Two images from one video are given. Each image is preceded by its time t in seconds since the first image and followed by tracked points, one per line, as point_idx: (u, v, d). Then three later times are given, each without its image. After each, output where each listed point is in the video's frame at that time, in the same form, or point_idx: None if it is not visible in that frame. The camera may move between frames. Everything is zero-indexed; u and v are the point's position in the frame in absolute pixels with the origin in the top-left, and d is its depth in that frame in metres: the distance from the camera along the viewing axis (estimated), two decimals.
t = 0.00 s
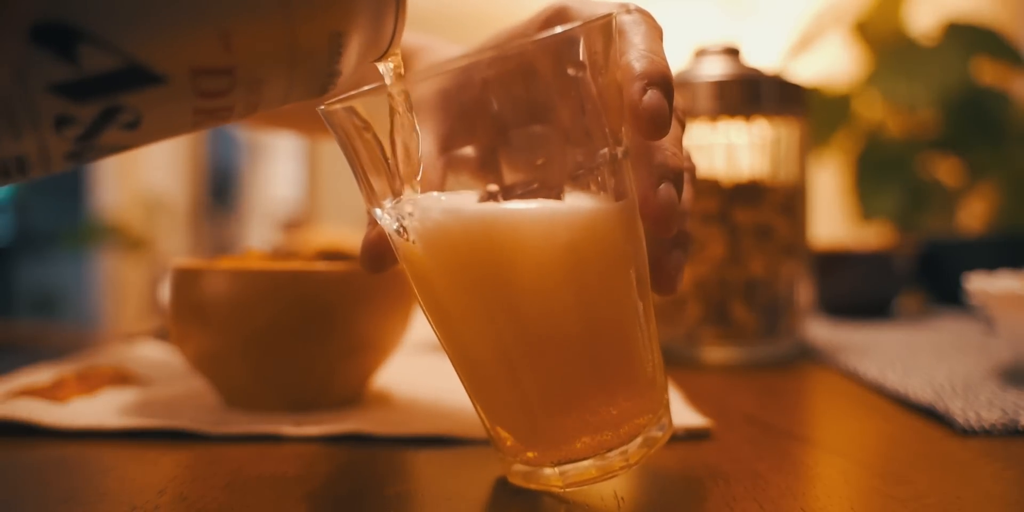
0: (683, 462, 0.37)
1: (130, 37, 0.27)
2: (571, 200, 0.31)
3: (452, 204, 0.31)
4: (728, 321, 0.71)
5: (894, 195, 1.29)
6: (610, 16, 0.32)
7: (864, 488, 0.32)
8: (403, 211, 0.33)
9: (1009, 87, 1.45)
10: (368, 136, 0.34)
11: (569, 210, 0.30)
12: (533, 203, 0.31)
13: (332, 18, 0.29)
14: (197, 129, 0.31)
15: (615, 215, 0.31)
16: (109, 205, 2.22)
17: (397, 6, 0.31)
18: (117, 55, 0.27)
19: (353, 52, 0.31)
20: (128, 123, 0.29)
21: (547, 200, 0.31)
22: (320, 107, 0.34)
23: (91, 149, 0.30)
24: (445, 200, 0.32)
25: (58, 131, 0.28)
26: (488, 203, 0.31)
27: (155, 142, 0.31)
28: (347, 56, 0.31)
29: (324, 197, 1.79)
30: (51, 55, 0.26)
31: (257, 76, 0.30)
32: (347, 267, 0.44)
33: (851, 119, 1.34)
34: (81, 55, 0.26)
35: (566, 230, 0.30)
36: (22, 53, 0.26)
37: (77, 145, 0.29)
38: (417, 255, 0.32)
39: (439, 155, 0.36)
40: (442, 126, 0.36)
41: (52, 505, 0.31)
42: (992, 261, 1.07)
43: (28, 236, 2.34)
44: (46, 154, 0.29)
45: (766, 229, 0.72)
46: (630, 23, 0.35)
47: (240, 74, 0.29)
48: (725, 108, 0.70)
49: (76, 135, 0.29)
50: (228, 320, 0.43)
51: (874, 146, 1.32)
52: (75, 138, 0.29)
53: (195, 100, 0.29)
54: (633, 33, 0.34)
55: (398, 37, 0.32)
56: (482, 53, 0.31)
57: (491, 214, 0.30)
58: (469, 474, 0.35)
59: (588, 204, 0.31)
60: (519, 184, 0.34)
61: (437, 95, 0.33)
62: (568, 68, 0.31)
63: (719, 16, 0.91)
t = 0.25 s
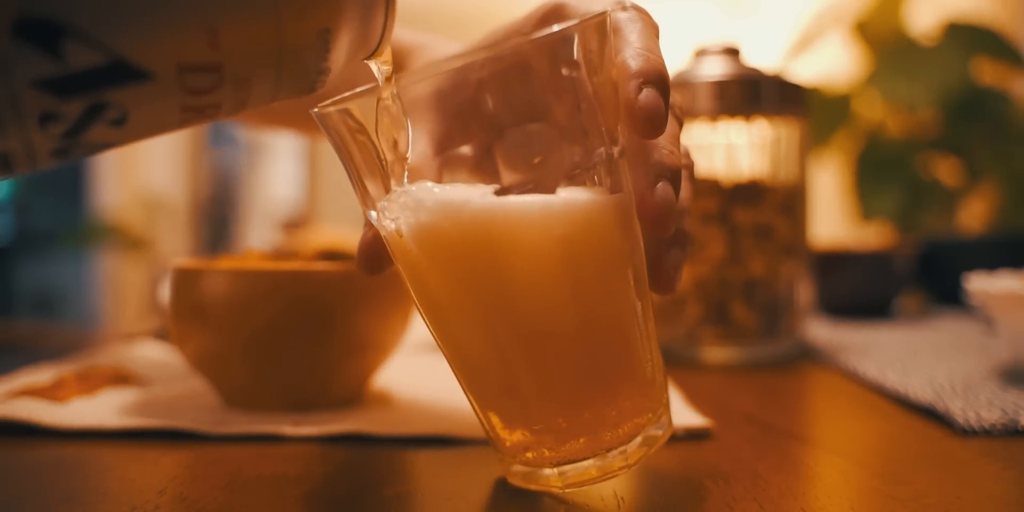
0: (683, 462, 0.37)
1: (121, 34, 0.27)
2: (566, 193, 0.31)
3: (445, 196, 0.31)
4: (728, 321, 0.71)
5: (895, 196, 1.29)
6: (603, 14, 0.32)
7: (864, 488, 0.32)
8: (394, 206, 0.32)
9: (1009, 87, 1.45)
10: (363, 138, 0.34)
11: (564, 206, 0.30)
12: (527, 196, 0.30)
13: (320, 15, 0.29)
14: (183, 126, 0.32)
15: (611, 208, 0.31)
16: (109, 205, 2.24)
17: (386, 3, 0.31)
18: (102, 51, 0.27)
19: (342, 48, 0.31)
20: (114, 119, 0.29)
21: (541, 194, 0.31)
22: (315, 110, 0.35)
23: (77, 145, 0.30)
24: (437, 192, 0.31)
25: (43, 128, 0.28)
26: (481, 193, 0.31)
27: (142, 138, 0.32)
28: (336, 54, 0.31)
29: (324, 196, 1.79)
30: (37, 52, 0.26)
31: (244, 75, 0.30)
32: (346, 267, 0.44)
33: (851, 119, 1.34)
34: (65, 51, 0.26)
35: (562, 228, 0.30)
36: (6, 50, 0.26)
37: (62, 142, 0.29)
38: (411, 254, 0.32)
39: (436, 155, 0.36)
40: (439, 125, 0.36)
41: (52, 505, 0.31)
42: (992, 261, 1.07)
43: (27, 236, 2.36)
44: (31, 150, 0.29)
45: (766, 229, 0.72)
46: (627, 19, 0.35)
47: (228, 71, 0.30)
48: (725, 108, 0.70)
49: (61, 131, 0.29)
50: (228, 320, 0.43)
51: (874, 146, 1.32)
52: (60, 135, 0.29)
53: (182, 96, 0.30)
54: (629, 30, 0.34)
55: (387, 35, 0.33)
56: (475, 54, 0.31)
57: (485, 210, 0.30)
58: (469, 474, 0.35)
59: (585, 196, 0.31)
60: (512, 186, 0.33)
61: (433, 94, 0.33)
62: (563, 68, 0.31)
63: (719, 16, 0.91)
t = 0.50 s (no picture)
0: (683, 462, 0.37)
1: (114, 31, 0.27)
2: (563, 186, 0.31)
3: (442, 188, 0.31)
4: (728, 321, 0.71)
5: (895, 196, 1.29)
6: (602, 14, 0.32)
7: (864, 488, 0.32)
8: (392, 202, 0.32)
9: (1009, 87, 1.45)
10: (360, 139, 0.34)
11: (562, 201, 0.30)
12: (524, 187, 0.30)
13: (310, 13, 0.29)
14: (173, 122, 0.32)
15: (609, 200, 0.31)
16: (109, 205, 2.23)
17: None
18: (90, 47, 0.27)
19: (335, 45, 0.31)
20: (102, 115, 0.30)
21: (537, 185, 0.31)
22: (312, 110, 0.34)
23: (67, 140, 0.31)
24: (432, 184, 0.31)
25: (32, 121, 0.29)
26: (476, 183, 0.31)
27: (137, 134, 0.32)
28: (327, 53, 0.31)
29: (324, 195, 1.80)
30: (24, 46, 0.27)
31: (234, 70, 0.30)
32: (346, 267, 0.44)
33: (851, 119, 1.34)
34: (52, 46, 0.27)
35: (560, 224, 0.30)
36: None
37: (51, 136, 0.30)
38: (409, 252, 0.32)
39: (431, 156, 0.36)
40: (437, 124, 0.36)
41: (51, 505, 0.31)
42: (992, 261, 1.07)
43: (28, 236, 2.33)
44: (20, 142, 0.30)
45: (766, 229, 0.72)
46: (626, 18, 0.35)
47: (217, 66, 0.30)
48: (725, 107, 0.70)
49: (49, 126, 0.30)
50: (228, 320, 0.43)
51: (874, 146, 1.32)
52: (48, 129, 0.30)
53: (173, 93, 0.30)
54: (628, 30, 0.34)
55: (380, 33, 0.32)
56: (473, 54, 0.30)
57: (483, 207, 0.30)
58: (470, 474, 0.35)
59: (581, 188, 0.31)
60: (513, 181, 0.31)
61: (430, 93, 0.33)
62: (562, 68, 0.31)
63: (719, 16, 0.92)
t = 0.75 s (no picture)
0: (682, 462, 0.37)
1: (104, 33, 0.27)
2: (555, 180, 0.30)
3: (432, 183, 0.30)
4: (728, 321, 0.71)
5: (895, 196, 1.29)
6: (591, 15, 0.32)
7: (864, 488, 0.32)
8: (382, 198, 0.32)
9: (1009, 87, 1.45)
10: (350, 142, 0.34)
11: (554, 198, 0.30)
12: (514, 179, 0.30)
13: (302, 14, 0.29)
14: (156, 126, 0.32)
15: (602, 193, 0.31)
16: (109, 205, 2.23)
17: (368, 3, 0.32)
18: (76, 46, 0.27)
19: (325, 44, 0.31)
20: (88, 116, 0.29)
21: (529, 179, 0.31)
22: (302, 113, 0.34)
23: (52, 139, 0.30)
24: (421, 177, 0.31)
25: (16, 122, 0.28)
26: (465, 177, 0.31)
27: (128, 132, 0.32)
28: (316, 54, 0.31)
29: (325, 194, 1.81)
30: (8, 45, 0.26)
31: (222, 70, 0.30)
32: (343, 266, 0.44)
33: (851, 119, 1.34)
34: (37, 45, 0.26)
35: (553, 222, 0.30)
36: None
37: (37, 137, 0.30)
38: (401, 252, 0.32)
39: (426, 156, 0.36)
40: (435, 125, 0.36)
41: (52, 505, 0.31)
42: (992, 261, 1.07)
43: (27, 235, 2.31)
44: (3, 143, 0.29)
45: (766, 229, 0.72)
46: (618, 17, 0.34)
47: (205, 66, 0.29)
48: (725, 108, 0.70)
49: (34, 127, 0.29)
50: (227, 321, 0.43)
51: (874, 146, 1.32)
52: (33, 130, 0.29)
53: (160, 93, 0.30)
54: (620, 28, 0.34)
55: (371, 35, 0.33)
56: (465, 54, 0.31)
57: (475, 205, 0.30)
58: (468, 474, 0.35)
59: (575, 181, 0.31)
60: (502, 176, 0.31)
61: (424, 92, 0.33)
62: (552, 67, 0.31)
63: (719, 16, 0.92)
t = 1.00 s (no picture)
0: (683, 462, 0.37)
1: (93, 35, 0.27)
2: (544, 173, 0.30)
3: (420, 178, 0.31)
4: (728, 321, 0.71)
5: (895, 196, 1.29)
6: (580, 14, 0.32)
7: (864, 488, 0.32)
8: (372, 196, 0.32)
9: (1009, 87, 1.45)
10: (341, 147, 0.33)
11: (544, 193, 0.30)
12: (504, 173, 0.30)
13: (288, 17, 0.29)
14: (145, 125, 0.32)
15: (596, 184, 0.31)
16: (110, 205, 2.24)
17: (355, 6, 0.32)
18: (59, 50, 0.27)
19: (314, 47, 0.31)
20: (72, 117, 0.30)
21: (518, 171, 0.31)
22: (295, 117, 0.34)
23: (37, 139, 0.30)
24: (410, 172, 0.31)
25: None
26: (455, 172, 0.31)
27: (118, 132, 0.32)
28: (305, 58, 0.31)
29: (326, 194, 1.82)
30: None
31: (207, 73, 0.30)
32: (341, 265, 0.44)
33: (851, 119, 1.34)
34: (21, 49, 0.26)
35: (544, 219, 0.30)
36: None
37: (20, 138, 0.30)
38: (394, 254, 0.32)
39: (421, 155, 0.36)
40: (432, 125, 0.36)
41: (52, 505, 0.31)
42: (991, 261, 1.07)
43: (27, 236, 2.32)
44: None
45: (766, 229, 0.72)
46: (610, 14, 0.34)
47: (190, 70, 0.29)
48: (725, 108, 0.70)
49: (18, 128, 0.29)
50: (226, 321, 0.43)
51: (874, 146, 1.32)
52: (16, 132, 0.29)
53: (144, 96, 0.30)
54: (612, 25, 0.33)
55: (358, 39, 0.33)
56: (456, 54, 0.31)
57: (466, 204, 0.30)
58: (469, 474, 0.35)
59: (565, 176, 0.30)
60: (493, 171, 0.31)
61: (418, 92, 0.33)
62: (542, 69, 0.31)
63: (719, 16, 0.92)
